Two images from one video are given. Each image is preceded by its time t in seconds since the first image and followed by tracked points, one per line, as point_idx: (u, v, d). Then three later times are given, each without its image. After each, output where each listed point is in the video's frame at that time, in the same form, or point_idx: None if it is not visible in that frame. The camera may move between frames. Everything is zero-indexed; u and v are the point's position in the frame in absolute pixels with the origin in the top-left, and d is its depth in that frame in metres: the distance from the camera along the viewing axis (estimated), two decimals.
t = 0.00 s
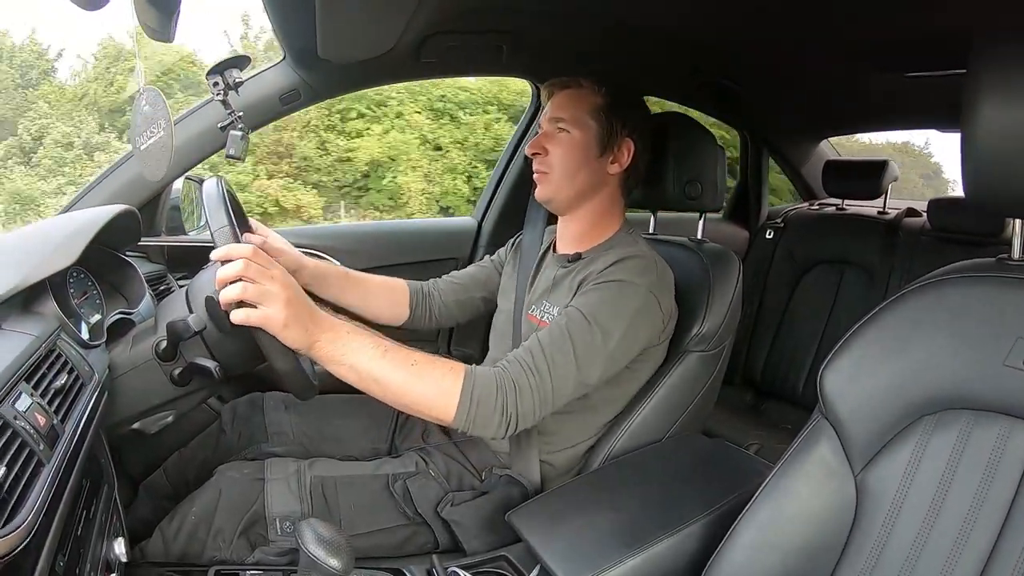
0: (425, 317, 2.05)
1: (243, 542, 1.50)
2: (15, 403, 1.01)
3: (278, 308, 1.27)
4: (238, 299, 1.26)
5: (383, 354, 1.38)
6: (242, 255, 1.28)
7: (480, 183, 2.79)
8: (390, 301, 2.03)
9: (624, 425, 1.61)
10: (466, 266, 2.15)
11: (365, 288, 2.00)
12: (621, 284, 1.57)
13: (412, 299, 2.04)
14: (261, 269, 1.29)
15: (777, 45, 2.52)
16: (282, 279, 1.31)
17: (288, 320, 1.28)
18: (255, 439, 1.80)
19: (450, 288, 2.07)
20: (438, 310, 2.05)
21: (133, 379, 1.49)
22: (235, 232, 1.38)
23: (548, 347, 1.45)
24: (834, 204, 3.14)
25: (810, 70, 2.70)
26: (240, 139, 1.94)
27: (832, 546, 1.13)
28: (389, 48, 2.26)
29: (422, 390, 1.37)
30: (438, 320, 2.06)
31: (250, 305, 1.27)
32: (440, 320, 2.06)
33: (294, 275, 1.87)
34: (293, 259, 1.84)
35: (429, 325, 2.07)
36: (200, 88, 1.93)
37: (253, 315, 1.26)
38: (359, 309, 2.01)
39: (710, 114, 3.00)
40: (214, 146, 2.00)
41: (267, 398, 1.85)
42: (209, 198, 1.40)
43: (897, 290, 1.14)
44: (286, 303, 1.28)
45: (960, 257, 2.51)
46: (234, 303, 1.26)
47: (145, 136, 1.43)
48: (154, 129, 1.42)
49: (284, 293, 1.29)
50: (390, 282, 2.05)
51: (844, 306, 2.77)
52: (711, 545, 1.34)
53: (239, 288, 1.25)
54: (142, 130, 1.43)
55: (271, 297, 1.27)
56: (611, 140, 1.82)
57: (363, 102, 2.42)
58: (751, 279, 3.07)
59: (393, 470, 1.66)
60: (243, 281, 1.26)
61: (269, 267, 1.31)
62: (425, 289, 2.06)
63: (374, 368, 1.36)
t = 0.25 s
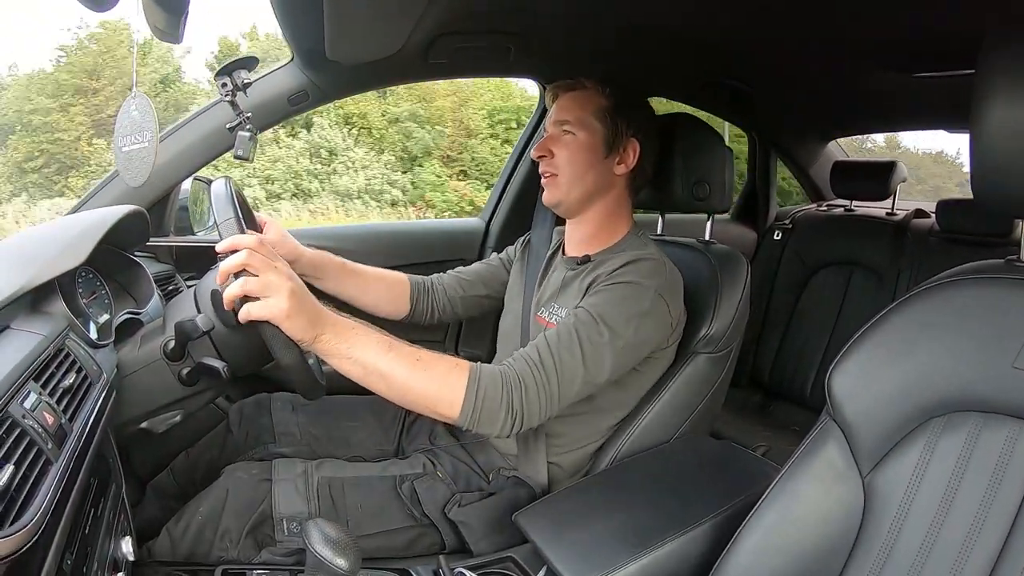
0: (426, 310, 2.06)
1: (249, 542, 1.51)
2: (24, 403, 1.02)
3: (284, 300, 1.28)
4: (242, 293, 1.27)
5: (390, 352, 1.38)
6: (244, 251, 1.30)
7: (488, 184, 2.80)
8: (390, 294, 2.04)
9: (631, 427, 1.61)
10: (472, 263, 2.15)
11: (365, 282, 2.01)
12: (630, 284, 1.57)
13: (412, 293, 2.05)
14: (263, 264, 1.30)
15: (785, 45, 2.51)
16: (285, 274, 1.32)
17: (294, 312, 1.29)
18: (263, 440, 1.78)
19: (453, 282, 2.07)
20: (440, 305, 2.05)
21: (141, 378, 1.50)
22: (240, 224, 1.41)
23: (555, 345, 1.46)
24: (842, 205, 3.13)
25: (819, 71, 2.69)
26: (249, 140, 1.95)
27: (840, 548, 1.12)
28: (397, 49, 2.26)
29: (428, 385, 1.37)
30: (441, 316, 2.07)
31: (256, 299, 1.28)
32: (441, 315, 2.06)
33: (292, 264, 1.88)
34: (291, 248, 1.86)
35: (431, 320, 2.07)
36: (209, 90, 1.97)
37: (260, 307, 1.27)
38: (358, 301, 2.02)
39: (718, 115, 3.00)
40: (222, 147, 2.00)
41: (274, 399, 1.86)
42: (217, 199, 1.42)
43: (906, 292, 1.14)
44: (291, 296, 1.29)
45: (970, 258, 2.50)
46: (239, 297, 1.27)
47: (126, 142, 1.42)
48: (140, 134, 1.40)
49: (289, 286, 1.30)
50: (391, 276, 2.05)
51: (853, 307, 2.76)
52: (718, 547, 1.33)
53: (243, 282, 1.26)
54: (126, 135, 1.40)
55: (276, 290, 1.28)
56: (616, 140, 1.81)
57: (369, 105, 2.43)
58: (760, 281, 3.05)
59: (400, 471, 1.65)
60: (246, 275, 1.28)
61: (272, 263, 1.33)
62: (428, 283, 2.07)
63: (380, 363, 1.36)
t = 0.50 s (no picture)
0: (436, 316, 2.06)
1: (256, 541, 1.51)
2: (32, 401, 1.02)
3: (287, 288, 1.29)
4: (247, 283, 1.30)
5: (395, 347, 1.38)
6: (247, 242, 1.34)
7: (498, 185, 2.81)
8: (399, 299, 2.04)
9: (638, 427, 1.61)
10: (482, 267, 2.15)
11: (374, 287, 2.01)
12: (638, 282, 1.57)
13: (421, 298, 2.05)
14: (266, 255, 1.33)
15: (793, 45, 2.50)
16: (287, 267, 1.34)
17: (297, 301, 1.30)
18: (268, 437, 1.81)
19: (463, 286, 2.08)
20: (450, 309, 2.06)
21: (149, 377, 1.50)
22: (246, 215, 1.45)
23: (561, 340, 1.45)
24: (850, 205, 3.12)
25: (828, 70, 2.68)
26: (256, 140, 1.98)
27: (846, 550, 1.12)
28: (405, 48, 2.26)
29: (434, 379, 1.37)
30: (450, 320, 2.07)
31: (259, 288, 1.30)
32: (452, 319, 2.07)
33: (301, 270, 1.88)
34: (302, 254, 1.87)
35: (439, 324, 2.08)
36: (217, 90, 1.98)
37: (263, 296, 1.29)
38: (367, 306, 2.02)
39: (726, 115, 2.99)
40: (228, 148, 2.00)
41: (282, 399, 1.86)
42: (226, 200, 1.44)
43: (914, 292, 1.13)
44: (293, 284, 1.30)
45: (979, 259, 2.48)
46: (243, 287, 1.30)
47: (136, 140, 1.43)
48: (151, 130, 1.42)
49: (291, 276, 1.31)
50: (401, 280, 2.05)
51: (861, 308, 2.75)
52: (725, 548, 1.33)
53: (246, 271, 1.29)
54: (138, 133, 1.42)
55: (279, 279, 1.30)
56: (620, 139, 1.81)
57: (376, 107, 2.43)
58: (769, 281, 3.04)
59: (407, 470, 1.65)
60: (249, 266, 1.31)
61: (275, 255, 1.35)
62: (438, 288, 2.08)
63: (385, 357, 1.36)
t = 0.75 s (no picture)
0: (443, 317, 2.06)
1: (263, 542, 1.51)
2: (40, 402, 1.03)
3: (295, 291, 1.30)
4: (254, 285, 1.30)
5: (404, 350, 1.38)
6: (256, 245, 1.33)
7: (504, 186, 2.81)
8: (407, 301, 2.04)
9: (645, 428, 1.61)
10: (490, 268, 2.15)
11: (382, 289, 2.02)
12: (647, 284, 1.57)
13: (428, 299, 2.05)
14: (274, 258, 1.33)
15: (798, 44, 2.50)
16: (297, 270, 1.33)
17: (306, 304, 1.30)
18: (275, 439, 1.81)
19: (469, 288, 2.07)
20: (457, 311, 2.06)
21: (156, 379, 1.51)
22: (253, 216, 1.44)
23: (570, 343, 1.45)
24: (858, 205, 3.11)
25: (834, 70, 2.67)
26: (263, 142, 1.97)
27: (853, 551, 1.11)
28: (410, 49, 2.26)
29: (442, 382, 1.38)
30: (456, 321, 2.07)
31: (267, 291, 1.30)
32: (458, 320, 2.07)
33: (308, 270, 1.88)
34: (309, 256, 1.87)
35: (447, 325, 2.08)
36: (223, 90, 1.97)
37: (271, 298, 1.29)
38: (373, 308, 2.03)
39: (732, 115, 2.98)
40: (235, 149, 2.01)
41: (288, 400, 1.86)
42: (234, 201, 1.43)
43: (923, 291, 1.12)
44: (302, 288, 1.30)
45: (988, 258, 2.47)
46: (251, 289, 1.30)
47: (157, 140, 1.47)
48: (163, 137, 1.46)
49: (300, 279, 1.31)
50: (408, 282, 2.06)
51: (868, 308, 2.74)
52: (732, 549, 1.33)
53: (253, 273, 1.29)
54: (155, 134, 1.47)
55: (287, 282, 1.30)
56: (631, 142, 1.81)
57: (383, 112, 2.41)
58: (776, 281, 3.04)
59: (414, 471, 1.65)
60: (257, 268, 1.31)
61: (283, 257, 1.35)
62: (445, 289, 2.08)
63: (394, 360, 1.37)
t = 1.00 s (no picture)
0: (448, 314, 2.06)
1: (267, 542, 1.51)
2: (44, 402, 1.03)
3: (301, 296, 1.30)
4: (260, 290, 1.31)
5: (411, 354, 1.38)
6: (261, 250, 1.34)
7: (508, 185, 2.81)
8: (411, 298, 2.04)
9: (649, 428, 1.61)
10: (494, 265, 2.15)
11: (387, 285, 2.02)
12: (652, 286, 1.56)
13: (432, 296, 2.05)
14: (279, 262, 1.34)
15: (802, 44, 2.49)
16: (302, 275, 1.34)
17: (312, 309, 1.30)
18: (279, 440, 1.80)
19: (474, 284, 2.08)
20: (461, 308, 2.06)
21: (160, 378, 1.51)
22: (258, 219, 1.45)
23: (576, 346, 1.45)
24: (862, 204, 3.10)
25: (838, 69, 2.66)
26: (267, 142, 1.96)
27: (857, 551, 1.11)
28: (413, 49, 2.26)
29: (449, 385, 1.38)
30: (460, 318, 2.07)
31: (273, 296, 1.31)
32: (463, 317, 2.07)
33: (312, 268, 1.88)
34: (313, 253, 1.87)
35: (450, 322, 2.08)
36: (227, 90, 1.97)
37: (276, 303, 1.30)
38: (379, 304, 2.03)
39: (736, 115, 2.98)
40: (240, 149, 2.02)
41: (293, 399, 1.86)
42: (238, 201, 1.43)
43: (927, 291, 1.11)
44: (308, 292, 1.31)
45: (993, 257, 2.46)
46: (256, 294, 1.31)
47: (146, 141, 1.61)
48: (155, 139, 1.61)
49: (306, 284, 1.32)
50: (413, 279, 2.06)
51: (872, 307, 2.73)
52: (736, 549, 1.32)
53: (259, 278, 1.30)
54: (144, 137, 1.60)
55: (293, 286, 1.30)
56: (637, 142, 1.80)
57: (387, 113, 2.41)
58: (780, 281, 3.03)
59: (418, 471, 1.65)
60: (263, 273, 1.32)
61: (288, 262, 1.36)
62: (449, 286, 2.08)
63: (400, 364, 1.37)
